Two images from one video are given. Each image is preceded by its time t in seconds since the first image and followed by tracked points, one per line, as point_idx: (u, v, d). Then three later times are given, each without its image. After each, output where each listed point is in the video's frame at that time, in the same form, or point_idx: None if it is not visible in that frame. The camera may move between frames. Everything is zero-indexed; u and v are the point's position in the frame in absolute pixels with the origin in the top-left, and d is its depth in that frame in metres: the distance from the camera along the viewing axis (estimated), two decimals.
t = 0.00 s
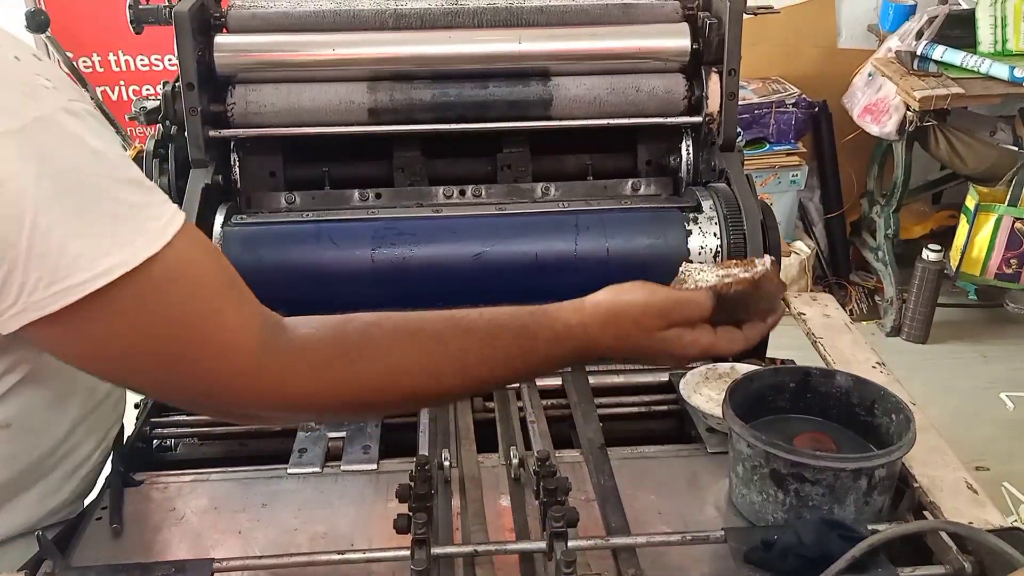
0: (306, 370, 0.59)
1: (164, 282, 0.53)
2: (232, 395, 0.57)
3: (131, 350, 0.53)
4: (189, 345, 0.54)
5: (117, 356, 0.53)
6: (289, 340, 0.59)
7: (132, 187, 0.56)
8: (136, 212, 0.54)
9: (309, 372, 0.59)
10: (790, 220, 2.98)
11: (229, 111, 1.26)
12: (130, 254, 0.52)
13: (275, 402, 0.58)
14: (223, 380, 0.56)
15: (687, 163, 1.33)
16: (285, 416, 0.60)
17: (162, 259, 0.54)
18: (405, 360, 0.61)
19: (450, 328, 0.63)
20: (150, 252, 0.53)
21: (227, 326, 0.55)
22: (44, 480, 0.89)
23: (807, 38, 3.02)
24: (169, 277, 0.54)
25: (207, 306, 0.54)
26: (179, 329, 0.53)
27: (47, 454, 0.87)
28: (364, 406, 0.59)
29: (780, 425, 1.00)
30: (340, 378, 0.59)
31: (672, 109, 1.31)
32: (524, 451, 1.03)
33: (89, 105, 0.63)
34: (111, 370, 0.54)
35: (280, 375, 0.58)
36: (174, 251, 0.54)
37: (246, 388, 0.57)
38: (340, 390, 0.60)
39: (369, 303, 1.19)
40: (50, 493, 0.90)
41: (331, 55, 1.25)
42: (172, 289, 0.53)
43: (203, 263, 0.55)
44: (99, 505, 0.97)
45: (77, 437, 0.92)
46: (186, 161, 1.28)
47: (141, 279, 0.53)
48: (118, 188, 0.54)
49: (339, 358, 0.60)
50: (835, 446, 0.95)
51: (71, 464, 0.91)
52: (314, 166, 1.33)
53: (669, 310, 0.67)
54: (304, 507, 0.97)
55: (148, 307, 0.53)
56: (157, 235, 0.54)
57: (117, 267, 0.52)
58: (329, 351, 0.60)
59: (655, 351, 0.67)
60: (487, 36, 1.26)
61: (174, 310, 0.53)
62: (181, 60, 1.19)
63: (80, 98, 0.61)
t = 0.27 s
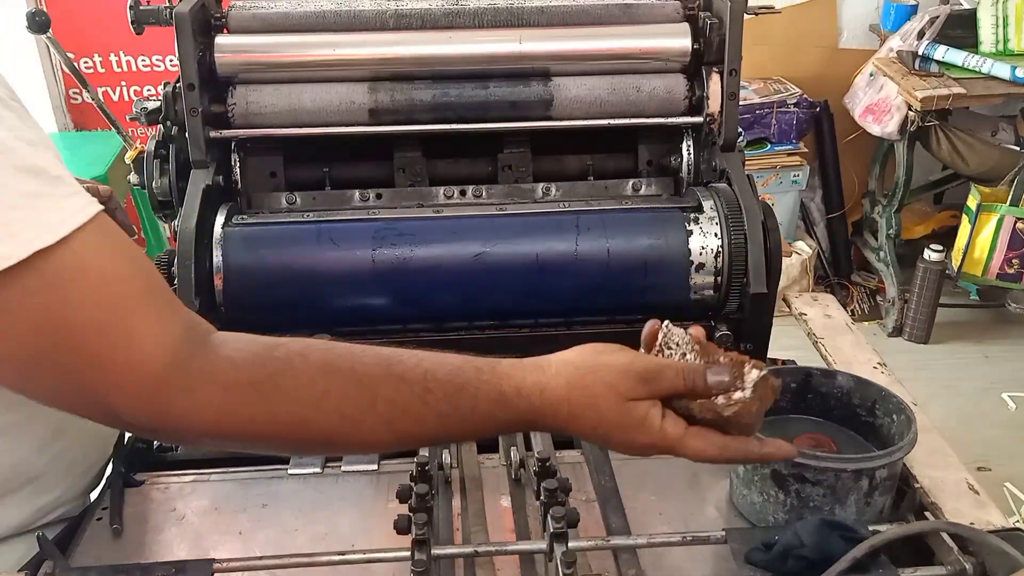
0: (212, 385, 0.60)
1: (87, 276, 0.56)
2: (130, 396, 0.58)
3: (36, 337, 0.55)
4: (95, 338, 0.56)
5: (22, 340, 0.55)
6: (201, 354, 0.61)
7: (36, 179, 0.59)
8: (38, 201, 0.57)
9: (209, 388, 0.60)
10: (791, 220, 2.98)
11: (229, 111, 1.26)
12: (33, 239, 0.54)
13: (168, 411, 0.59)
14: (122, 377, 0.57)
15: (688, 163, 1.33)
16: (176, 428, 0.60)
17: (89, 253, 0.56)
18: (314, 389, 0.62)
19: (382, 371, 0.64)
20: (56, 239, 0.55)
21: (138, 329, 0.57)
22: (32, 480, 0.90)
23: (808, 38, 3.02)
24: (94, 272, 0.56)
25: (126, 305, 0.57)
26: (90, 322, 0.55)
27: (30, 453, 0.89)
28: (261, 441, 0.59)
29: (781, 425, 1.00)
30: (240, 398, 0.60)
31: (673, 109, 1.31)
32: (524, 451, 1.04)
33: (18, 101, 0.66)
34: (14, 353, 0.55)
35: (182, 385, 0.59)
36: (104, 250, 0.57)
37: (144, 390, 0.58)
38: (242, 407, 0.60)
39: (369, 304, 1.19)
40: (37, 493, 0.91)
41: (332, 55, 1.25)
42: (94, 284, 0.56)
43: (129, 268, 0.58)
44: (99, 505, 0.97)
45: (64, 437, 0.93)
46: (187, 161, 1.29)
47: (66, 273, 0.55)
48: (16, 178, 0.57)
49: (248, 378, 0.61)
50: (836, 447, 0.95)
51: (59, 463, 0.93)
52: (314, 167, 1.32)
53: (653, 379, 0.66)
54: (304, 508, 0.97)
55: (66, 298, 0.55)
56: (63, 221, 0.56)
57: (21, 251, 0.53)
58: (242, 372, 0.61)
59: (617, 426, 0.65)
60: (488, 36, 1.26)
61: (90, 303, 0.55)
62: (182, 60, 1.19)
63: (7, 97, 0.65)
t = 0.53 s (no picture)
0: (182, 379, 0.59)
1: (43, 267, 0.55)
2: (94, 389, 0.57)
3: None
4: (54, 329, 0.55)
5: None
6: (169, 347, 0.60)
7: None
8: None
9: (180, 382, 0.59)
10: (793, 220, 2.98)
11: (231, 111, 1.26)
12: None
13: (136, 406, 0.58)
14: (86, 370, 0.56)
15: (690, 162, 1.33)
16: (146, 423, 0.59)
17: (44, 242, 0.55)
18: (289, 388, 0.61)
19: (361, 372, 0.63)
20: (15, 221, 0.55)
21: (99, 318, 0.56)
22: (26, 482, 0.90)
23: (811, 37, 3.01)
24: (49, 263, 0.55)
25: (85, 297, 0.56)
26: (48, 314, 0.55)
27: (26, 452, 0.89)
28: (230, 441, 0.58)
29: (783, 425, 0.99)
30: (212, 391, 0.60)
31: (675, 108, 1.31)
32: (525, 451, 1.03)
33: None
34: None
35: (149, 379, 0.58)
36: (61, 240, 0.56)
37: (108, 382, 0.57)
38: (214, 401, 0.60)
39: (370, 303, 1.18)
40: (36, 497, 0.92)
41: (333, 54, 1.25)
42: (50, 273, 0.55)
43: (87, 257, 0.57)
44: (99, 505, 0.97)
45: (57, 438, 0.93)
46: (188, 160, 1.28)
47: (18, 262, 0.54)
48: None
49: (223, 372, 0.60)
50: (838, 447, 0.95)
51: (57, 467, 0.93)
52: (315, 166, 1.32)
53: (635, 380, 0.69)
54: (305, 508, 0.97)
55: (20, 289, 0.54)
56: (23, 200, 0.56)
57: None
58: (216, 364, 0.60)
59: (605, 430, 0.66)
60: (490, 35, 1.26)
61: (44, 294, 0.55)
62: (183, 60, 1.19)
63: None
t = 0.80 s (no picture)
0: (167, 375, 0.58)
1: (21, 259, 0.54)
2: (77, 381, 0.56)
3: None
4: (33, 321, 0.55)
5: None
6: (153, 340, 0.58)
7: None
8: None
9: (164, 377, 0.58)
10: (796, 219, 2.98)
11: (231, 110, 1.26)
12: None
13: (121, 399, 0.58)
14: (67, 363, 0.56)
15: (692, 161, 1.33)
16: (135, 416, 0.59)
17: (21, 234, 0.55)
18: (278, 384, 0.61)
19: (352, 371, 0.63)
20: None
21: (78, 311, 0.55)
22: (27, 484, 0.91)
23: (814, 36, 3.01)
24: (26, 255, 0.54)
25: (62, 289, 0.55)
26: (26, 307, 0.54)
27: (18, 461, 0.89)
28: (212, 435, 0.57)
29: (784, 425, 0.99)
30: (199, 385, 0.59)
31: (676, 107, 1.30)
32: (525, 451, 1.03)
33: None
34: None
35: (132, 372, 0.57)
36: (43, 233, 0.56)
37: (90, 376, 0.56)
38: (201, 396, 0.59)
39: (371, 303, 1.18)
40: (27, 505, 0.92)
41: (334, 53, 1.25)
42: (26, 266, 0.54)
43: (66, 249, 0.56)
44: (99, 505, 0.97)
45: (57, 445, 0.93)
46: (189, 159, 1.28)
47: None
48: None
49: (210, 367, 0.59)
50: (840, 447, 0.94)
51: (51, 474, 0.93)
52: (315, 165, 1.32)
53: (618, 366, 0.71)
54: (305, 507, 0.97)
55: None
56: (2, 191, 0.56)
57: None
58: (203, 358, 0.59)
59: (593, 416, 0.68)
60: (491, 34, 1.25)
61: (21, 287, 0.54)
62: (184, 59, 1.19)
63: None
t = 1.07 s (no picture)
0: (160, 369, 0.59)
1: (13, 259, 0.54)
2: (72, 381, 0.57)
3: None
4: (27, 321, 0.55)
5: None
6: (145, 338, 0.59)
7: None
8: None
9: (158, 371, 0.59)
10: (797, 217, 2.97)
11: (231, 110, 1.26)
12: None
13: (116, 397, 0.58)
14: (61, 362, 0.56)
15: (693, 160, 1.32)
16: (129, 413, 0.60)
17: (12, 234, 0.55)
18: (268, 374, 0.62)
19: (340, 361, 0.64)
20: None
21: (70, 310, 0.56)
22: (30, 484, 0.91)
23: (815, 34, 3.00)
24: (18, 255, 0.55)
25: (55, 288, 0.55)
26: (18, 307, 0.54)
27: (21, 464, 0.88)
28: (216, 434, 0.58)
29: (785, 426, 0.99)
30: (191, 381, 0.60)
31: (677, 106, 1.30)
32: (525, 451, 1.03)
33: None
34: None
35: (126, 371, 0.58)
36: (35, 231, 0.56)
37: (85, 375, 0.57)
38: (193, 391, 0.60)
39: (371, 302, 1.18)
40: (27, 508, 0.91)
41: (334, 52, 1.24)
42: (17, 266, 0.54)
43: (59, 248, 0.56)
44: (99, 505, 0.97)
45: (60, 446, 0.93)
46: (189, 159, 1.28)
47: None
48: None
49: (202, 361, 0.61)
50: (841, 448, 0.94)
51: (53, 475, 0.93)
52: (314, 164, 1.32)
53: (604, 350, 0.75)
54: (305, 508, 0.97)
55: None
56: None
57: None
58: (193, 353, 0.61)
59: (574, 392, 0.71)
60: (491, 33, 1.25)
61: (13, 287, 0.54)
62: (183, 59, 1.19)
63: None
